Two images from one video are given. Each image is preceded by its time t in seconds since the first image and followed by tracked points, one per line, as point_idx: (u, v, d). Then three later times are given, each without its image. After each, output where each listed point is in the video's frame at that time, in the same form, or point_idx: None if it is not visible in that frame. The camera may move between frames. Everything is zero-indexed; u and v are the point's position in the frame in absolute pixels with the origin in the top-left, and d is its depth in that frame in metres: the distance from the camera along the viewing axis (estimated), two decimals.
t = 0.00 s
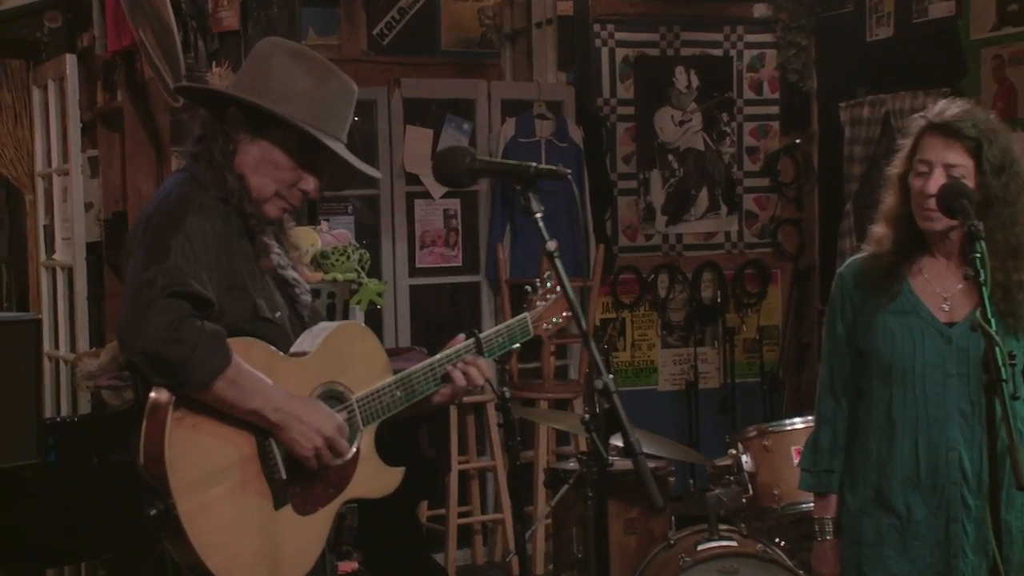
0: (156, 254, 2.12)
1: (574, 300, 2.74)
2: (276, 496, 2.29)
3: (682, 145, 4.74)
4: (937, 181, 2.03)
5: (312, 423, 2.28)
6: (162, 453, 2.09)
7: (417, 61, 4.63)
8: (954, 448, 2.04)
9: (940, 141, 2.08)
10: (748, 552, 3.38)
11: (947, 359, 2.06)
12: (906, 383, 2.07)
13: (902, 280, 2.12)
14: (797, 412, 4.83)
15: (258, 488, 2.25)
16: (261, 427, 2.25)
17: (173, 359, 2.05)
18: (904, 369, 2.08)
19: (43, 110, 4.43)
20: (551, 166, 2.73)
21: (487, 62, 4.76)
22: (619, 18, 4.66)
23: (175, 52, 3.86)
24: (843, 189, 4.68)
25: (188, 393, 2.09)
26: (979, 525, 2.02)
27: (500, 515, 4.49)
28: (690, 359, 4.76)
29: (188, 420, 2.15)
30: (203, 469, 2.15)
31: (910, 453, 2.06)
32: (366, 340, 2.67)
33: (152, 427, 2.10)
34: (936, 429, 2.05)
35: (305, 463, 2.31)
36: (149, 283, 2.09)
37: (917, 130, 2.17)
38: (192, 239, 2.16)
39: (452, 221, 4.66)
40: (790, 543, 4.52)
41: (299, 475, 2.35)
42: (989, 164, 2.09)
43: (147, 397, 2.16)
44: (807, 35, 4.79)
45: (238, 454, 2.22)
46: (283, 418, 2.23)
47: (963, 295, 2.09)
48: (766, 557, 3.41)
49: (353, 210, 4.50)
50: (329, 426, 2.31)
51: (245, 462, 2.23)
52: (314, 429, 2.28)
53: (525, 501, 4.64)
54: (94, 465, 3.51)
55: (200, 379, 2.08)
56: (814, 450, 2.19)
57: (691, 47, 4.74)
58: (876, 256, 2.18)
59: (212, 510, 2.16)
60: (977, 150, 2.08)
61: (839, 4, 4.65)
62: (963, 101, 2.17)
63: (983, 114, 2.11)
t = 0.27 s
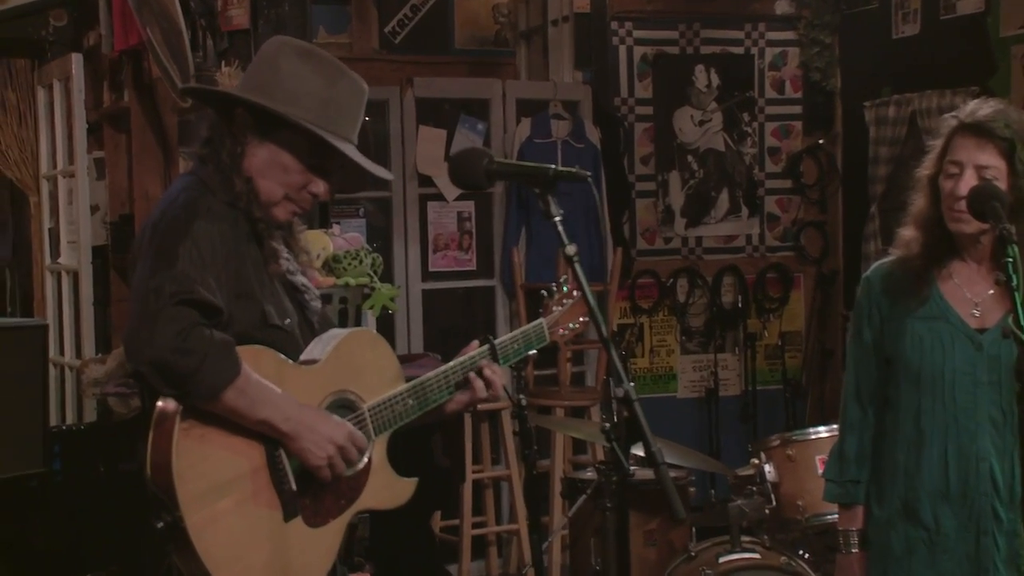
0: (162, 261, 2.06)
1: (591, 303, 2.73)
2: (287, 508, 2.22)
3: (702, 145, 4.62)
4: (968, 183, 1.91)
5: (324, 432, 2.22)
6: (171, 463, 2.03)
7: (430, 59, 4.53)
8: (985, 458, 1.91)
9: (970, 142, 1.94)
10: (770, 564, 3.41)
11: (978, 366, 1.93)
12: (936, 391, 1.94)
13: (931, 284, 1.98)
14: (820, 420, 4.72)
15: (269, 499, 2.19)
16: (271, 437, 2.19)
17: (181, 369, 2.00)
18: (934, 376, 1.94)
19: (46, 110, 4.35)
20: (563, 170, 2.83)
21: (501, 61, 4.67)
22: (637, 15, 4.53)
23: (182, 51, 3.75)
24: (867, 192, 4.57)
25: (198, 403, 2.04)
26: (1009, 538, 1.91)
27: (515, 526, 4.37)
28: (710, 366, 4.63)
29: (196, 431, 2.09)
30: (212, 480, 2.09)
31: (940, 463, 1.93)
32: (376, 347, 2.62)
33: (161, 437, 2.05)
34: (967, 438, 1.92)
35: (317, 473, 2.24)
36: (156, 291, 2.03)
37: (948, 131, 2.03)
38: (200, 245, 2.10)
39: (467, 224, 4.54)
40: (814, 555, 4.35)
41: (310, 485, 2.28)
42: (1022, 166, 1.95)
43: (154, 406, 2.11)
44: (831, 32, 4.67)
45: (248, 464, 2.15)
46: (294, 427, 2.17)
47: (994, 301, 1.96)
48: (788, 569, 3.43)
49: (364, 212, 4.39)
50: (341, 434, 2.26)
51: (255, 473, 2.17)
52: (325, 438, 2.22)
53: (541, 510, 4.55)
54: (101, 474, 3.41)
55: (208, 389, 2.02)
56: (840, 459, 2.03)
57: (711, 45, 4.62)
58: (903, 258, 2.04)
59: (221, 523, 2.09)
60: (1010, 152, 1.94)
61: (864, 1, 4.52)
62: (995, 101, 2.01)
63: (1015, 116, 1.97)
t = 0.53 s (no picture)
0: (172, 268, 1.98)
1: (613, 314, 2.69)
2: (299, 521, 2.13)
3: (724, 145, 4.50)
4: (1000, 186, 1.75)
5: (337, 444, 2.12)
6: (181, 476, 1.93)
7: (445, 58, 4.43)
8: (1020, 469, 1.75)
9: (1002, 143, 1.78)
10: None
11: (1011, 372, 1.78)
12: (965, 399, 1.79)
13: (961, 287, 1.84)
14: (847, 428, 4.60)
15: (280, 512, 2.10)
16: (283, 449, 2.10)
17: (190, 380, 1.92)
18: (964, 383, 1.80)
19: (54, 110, 4.24)
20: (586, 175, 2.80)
21: (518, 59, 4.56)
22: (657, 11, 4.43)
23: (193, 50, 3.65)
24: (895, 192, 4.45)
25: (207, 416, 1.95)
26: None
27: (533, 536, 4.25)
28: (733, 373, 4.51)
29: (206, 442, 2.00)
30: (222, 493, 2.00)
31: (971, 475, 1.78)
32: (391, 354, 2.54)
33: (170, 448, 1.95)
34: (1000, 448, 1.77)
35: (330, 486, 2.14)
36: (165, 298, 1.96)
37: (978, 131, 1.86)
38: (212, 251, 2.03)
39: (483, 226, 4.44)
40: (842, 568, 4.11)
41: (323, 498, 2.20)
42: None
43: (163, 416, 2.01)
44: (857, 28, 4.54)
45: (260, 477, 2.06)
46: (307, 440, 2.07)
47: None
48: None
49: (377, 214, 4.28)
50: (356, 447, 2.15)
51: (267, 485, 2.08)
52: (340, 451, 2.12)
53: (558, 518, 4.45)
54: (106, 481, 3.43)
55: (217, 402, 1.94)
56: (867, 469, 1.89)
57: (733, 42, 4.50)
58: (933, 260, 1.89)
59: (232, 538, 2.00)
60: None
61: None
62: None
63: None
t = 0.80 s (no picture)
0: (187, 273, 1.91)
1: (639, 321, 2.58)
2: (315, 534, 2.06)
3: (747, 147, 4.38)
4: None
5: (353, 455, 2.06)
6: (196, 487, 1.88)
7: (458, 57, 4.31)
8: None
9: None
10: None
11: None
12: (997, 409, 1.93)
13: (993, 300, 1.99)
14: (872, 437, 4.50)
15: (297, 524, 2.03)
16: (298, 460, 2.03)
17: (206, 388, 1.86)
18: (996, 394, 1.93)
19: (62, 112, 4.15)
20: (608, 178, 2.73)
21: (536, 59, 4.45)
22: (679, 10, 4.30)
23: (204, 50, 3.56)
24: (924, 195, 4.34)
25: (226, 426, 1.90)
26: None
27: (550, 548, 4.14)
28: (756, 381, 4.39)
29: (221, 452, 1.93)
30: (237, 505, 1.94)
31: (1003, 484, 1.92)
32: (410, 363, 2.44)
33: (184, 458, 1.90)
34: None
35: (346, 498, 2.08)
36: (179, 304, 1.88)
37: (1009, 134, 2.07)
38: (227, 257, 1.95)
39: (499, 231, 4.33)
40: None
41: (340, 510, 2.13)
42: None
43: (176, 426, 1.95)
44: (884, 26, 4.42)
45: (275, 488, 2.00)
46: (322, 450, 2.00)
47: None
48: None
49: (391, 218, 4.17)
50: (372, 457, 2.09)
51: (281, 497, 2.01)
52: (355, 462, 2.06)
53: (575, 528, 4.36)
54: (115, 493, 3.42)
55: (233, 411, 1.88)
56: (897, 481, 2.05)
57: (756, 41, 4.38)
58: (964, 273, 2.05)
59: (246, 551, 1.94)
60: None
61: None
62: None
63: None
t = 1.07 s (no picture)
0: (201, 279, 1.83)
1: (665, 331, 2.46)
2: (331, 547, 1.98)
3: (770, 149, 4.27)
4: None
5: (369, 467, 1.97)
6: (209, 499, 1.80)
7: (475, 57, 4.22)
8: None
9: None
10: None
11: None
12: None
13: None
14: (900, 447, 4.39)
15: (312, 537, 1.95)
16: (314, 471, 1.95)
17: (222, 397, 1.79)
18: None
19: (70, 114, 4.07)
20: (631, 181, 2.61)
21: (554, 60, 4.37)
22: (699, 9, 4.22)
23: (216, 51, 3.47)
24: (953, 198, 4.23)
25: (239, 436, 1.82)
26: None
27: (569, 561, 4.05)
28: (779, 389, 4.28)
29: (235, 464, 1.86)
30: (251, 517, 1.86)
31: None
32: (428, 371, 2.36)
33: (196, 468, 1.82)
34: None
35: (361, 511, 1.98)
36: (194, 311, 1.81)
37: None
38: (241, 263, 1.87)
39: (516, 235, 4.23)
40: None
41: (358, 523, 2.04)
42: None
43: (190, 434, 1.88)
44: (911, 26, 4.32)
45: (290, 501, 1.92)
46: (339, 462, 1.92)
47: None
48: None
49: (406, 223, 4.06)
50: (388, 469, 2.01)
51: (297, 510, 1.93)
52: (371, 474, 1.97)
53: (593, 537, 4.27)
54: (126, 505, 3.34)
55: (249, 421, 1.80)
56: (926, 494, 2.01)
57: (780, 41, 4.28)
58: (997, 278, 1.98)
59: (260, 565, 1.86)
60: None
61: None
62: None
63: None
